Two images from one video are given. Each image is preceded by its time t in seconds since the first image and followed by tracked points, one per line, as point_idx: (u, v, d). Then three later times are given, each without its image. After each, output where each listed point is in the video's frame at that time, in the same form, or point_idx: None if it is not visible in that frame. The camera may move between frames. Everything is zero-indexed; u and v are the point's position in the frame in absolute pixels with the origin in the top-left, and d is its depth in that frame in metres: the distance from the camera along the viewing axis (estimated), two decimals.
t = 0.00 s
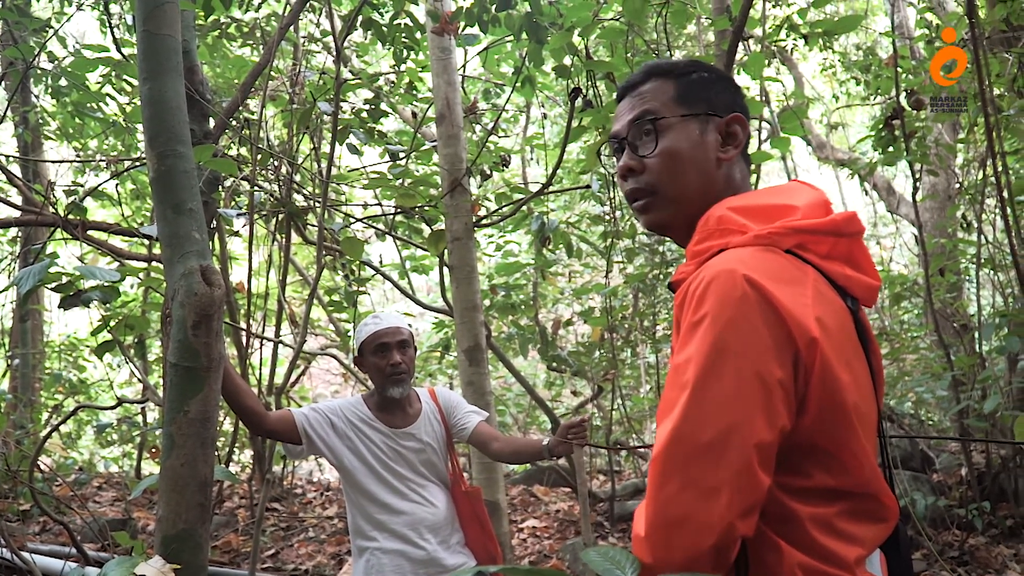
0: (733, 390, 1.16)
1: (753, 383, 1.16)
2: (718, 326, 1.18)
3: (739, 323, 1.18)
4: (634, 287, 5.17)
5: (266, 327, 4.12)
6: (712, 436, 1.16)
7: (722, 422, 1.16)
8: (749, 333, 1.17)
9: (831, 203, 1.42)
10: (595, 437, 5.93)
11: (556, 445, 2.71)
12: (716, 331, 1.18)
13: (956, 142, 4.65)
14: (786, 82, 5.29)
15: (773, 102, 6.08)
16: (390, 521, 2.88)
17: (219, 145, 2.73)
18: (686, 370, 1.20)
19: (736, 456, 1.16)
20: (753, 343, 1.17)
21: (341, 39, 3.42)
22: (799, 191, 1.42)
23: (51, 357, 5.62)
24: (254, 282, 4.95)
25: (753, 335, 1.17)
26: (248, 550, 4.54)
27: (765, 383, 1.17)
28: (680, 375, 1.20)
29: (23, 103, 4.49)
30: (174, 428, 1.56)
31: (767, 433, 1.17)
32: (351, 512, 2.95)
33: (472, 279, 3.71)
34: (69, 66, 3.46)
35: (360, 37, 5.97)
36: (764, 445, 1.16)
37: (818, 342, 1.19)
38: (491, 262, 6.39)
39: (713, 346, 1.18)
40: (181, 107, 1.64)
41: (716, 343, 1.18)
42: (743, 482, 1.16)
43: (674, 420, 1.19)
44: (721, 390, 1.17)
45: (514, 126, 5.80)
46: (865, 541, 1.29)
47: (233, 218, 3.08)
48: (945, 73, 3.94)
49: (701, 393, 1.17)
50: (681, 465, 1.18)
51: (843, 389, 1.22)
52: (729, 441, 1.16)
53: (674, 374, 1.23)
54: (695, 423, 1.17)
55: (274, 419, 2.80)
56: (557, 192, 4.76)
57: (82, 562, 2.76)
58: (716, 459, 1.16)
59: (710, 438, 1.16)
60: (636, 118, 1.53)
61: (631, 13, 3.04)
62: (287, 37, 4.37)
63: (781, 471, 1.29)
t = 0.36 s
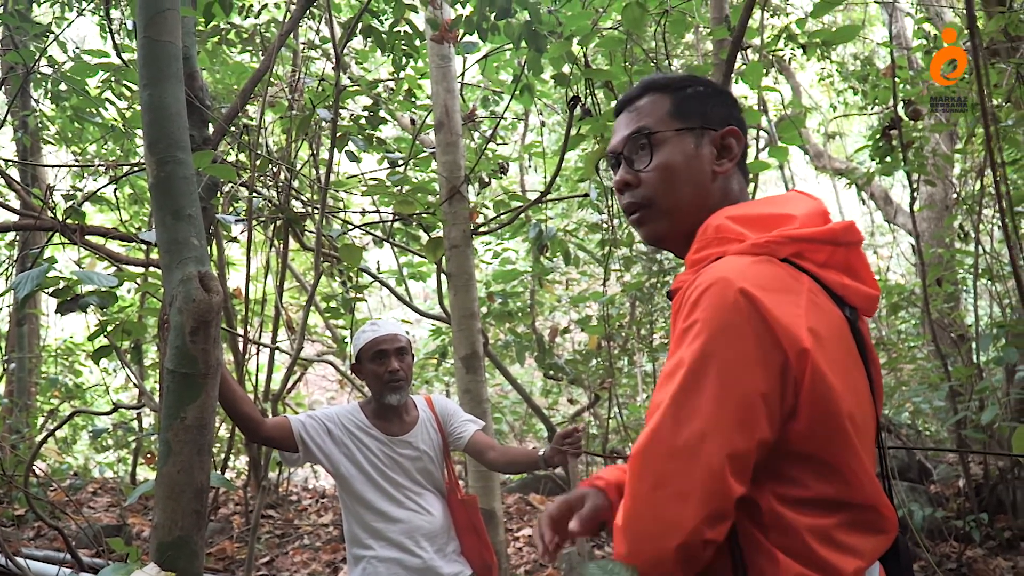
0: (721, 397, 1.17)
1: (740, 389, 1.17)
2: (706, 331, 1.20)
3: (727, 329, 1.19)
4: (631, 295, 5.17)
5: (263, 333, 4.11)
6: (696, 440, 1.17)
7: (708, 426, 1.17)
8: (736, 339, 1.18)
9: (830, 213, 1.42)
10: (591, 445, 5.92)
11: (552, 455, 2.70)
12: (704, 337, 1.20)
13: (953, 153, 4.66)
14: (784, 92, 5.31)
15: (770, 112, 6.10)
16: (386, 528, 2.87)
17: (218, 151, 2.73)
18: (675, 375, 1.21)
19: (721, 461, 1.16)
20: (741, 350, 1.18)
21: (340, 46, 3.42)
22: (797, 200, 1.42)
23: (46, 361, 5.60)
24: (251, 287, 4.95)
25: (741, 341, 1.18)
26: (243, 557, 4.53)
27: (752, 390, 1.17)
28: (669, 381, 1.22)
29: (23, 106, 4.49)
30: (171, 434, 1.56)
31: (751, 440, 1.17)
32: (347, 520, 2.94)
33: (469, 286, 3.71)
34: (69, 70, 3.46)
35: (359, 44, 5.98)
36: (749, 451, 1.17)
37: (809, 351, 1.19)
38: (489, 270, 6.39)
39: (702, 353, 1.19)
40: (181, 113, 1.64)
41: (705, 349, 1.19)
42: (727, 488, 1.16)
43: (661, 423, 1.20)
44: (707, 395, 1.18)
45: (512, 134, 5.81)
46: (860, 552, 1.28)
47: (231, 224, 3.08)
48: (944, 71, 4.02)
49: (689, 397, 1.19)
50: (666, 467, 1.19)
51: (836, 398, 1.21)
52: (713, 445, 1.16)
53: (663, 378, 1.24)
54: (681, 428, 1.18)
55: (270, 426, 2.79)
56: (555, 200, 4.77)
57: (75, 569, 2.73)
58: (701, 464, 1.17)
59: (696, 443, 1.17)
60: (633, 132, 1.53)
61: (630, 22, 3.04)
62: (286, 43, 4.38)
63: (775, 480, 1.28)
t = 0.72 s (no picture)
0: (721, 404, 1.18)
1: (740, 396, 1.17)
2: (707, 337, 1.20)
3: (727, 336, 1.19)
4: (630, 302, 5.18)
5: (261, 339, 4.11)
6: (696, 446, 1.18)
7: (706, 431, 1.17)
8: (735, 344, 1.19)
9: (827, 221, 1.42)
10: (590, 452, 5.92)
11: (549, 462, 2.70)
12: (705, 344, 1.20)
13: (951, 161, 4.66)
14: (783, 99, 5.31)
15: (769, 119, 6.11)
16: (385, 535, 2.87)
17: (217, 157, 2.73)
18: (675, 381, 1.22)
19: (721, 466, 1.16)
20: (742, 358, 1.18)
21: (341, 52, 3.42)
22: (795, 209, 1.42)
23: (44, 367, 5.60)
24: (250, 293, 4.95)
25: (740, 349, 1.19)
26: (241, 563, 4.52)
27: (754, 397, 1.17)
28: (670, 385, 1.22)
29: (22, 112, 4.49)
30: (169, 441, 1.55)
31: (751, 448, 1.18)
32: (346, 526, 2.94)
33: (468, 293, 3.71)
34: (69, 76, 3.47)
35: (359, 51, 5.99)
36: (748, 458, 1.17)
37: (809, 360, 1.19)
38: (488, 276, 6.39)
39: (702, 360, 1.20)
40: (180, 120, 1.64)
41: (705, 356, 1.20)
42: (725, 495, 1.17)
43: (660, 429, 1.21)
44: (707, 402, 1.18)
45: (512, 140, 5.82)
46: (861, 560, 1.27)
47: (230, 230, 3.08)
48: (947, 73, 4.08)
49: (688, 403, 1.19)
50: (665, 472, 1.20)
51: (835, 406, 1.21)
52: (713, 452, 1.17)
53: (664, 384, 1.24)
54: (680, 434, 1.19)
55: (269, 432, 2.78)
56: (554, 206, 4.76)
57: None
58: (700, 471, 1.17)
59: (695, 449, 1.18)
60: (633, 142, 1.50)
61: (630, 29, 3.05)
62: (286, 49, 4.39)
63: (777, 487, 1.27)
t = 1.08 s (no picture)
0: (756, 410, 1.17)
1: (776, 404, 1.17)
2: (744, 343, 1.19)
3: (765, 343, 1.18)
4: (625, 307, 5.18)
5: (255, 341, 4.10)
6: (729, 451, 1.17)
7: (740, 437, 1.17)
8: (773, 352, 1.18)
9: (846, 227, 1.41)
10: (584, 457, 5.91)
11: (542, 467, 2.68)
12: (741, 348, 1.19)
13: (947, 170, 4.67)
14: (780, 106, 5.32)
15: (766, 125, 6.12)
16: (378, 539, 2.86)
17: (213, 158, 2.72)
18: (708, 383, 1.20)
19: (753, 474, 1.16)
20: (779, 366, 1.18)
21: (338, 54, 3.41)
22: (820, 214, 1.41)
23: (36, 367, 5.57)
24: (245, 295, 4.94)
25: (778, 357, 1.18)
26: (233, 566, 4.50)
27: (789, 405, 1.17)
28: (703, 387, 1.21)
29: (17, 111, 4.47)
30: (161, 442, 1.54)
31: (784, 455, 1.17)
32: (339, 529, 2.93)
33: (464, 296, 3.70)
34: (64, 76, 3.46)
35: (356, 53, 5.99)
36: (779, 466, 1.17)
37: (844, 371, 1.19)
38: (484, 280, 6.38)
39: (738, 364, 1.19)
40: (176, 120, 1.63)
41: (742, 360, 1.19)
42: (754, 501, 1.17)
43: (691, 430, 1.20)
44: (742, 409, 1.17)
45: (509, 144, 5.82)
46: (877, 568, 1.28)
47: (225, 231, 3.07)
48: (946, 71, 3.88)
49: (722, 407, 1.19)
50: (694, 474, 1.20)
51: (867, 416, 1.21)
52: (745, 458, 1.17)
53: (695, 384, 1.23)
54: (713, 437, 1.19)
55: (262, 434, 2.76)
56: (550, 211, 4.76)
57: None
58: (730, 476, 1.17)
59: (726, 454, 1.17)
60: (664, 136, 1.45)
61: (628, 35, 3.05)
62: (283, 51, 4.38)
63: (800, 492, 1.27)
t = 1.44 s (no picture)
0: (774, 419, 1.17)
1: (794, 413, 1.17)
2: (763, 350, 1.19)
3: (783, 352, 1.19)
4: (610, 310, 5.19)
5: (239, 341, 4.08)
6: (746, 459, 1.17)
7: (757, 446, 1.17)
8: (791, 362, 1.18)
9: (853, 237, 1.42)
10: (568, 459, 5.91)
11: (526, 470, 2.68)
12: (761, 355, 1.19)
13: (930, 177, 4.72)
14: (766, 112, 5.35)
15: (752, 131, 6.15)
16: (360, 541, 2.85)
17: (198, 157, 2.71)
18: (726, 389, 1.21)
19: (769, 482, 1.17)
20: (797, 375, 1.18)
21: (325, 55, 3.40)
22: (832, 224, 1.42)
23: (17, 366, 5.51)
24: (229, 294, 4.91)
25: (796, 367, 1.18)
26: (213, 568, 4.47)
27: (807, 414, 1.18)
28: (720, 392, 1.21)
29: None
30: (142, 443, 1.53)
31: (800, 464, 1.18)
32: (320, 531, 2.91)
33: (449, 298, 3.69)
34: (47, 73, 3.43)
35: (344, 53, 5.97)
36: (796, 475, 1.18)
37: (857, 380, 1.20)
38: (470, 282, 6.38)
39: (758, 372, 1.19)
40: (161, 118, 1.62)
41: (761, 368, 1.19)
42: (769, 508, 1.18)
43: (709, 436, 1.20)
44: (759, 417, 1.18)
45: (496, 146, 5.82)
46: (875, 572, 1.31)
47: (210, 230, 3.05)
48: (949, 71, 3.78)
49: (740, 414, 1.19)
50: (707, 480, 1.20)
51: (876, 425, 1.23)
52: (761, 466, 1.17)
53: (709, 391, 1.23)
54: (730, 445, 1.19)
55: (244, 435, 2.74)
56: (536, 214, 4.77)
57: None
58: (746, 483, 1.18)
59: (742, 461, 1.18)
60: (676, 136, 1.46)
61: (615, 39, 3.06)
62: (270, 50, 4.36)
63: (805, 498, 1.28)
